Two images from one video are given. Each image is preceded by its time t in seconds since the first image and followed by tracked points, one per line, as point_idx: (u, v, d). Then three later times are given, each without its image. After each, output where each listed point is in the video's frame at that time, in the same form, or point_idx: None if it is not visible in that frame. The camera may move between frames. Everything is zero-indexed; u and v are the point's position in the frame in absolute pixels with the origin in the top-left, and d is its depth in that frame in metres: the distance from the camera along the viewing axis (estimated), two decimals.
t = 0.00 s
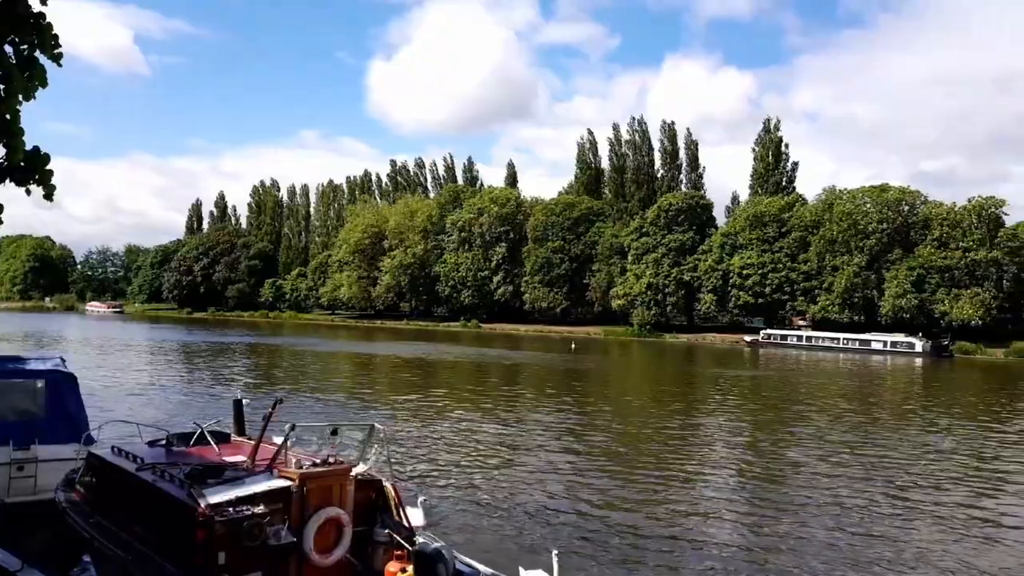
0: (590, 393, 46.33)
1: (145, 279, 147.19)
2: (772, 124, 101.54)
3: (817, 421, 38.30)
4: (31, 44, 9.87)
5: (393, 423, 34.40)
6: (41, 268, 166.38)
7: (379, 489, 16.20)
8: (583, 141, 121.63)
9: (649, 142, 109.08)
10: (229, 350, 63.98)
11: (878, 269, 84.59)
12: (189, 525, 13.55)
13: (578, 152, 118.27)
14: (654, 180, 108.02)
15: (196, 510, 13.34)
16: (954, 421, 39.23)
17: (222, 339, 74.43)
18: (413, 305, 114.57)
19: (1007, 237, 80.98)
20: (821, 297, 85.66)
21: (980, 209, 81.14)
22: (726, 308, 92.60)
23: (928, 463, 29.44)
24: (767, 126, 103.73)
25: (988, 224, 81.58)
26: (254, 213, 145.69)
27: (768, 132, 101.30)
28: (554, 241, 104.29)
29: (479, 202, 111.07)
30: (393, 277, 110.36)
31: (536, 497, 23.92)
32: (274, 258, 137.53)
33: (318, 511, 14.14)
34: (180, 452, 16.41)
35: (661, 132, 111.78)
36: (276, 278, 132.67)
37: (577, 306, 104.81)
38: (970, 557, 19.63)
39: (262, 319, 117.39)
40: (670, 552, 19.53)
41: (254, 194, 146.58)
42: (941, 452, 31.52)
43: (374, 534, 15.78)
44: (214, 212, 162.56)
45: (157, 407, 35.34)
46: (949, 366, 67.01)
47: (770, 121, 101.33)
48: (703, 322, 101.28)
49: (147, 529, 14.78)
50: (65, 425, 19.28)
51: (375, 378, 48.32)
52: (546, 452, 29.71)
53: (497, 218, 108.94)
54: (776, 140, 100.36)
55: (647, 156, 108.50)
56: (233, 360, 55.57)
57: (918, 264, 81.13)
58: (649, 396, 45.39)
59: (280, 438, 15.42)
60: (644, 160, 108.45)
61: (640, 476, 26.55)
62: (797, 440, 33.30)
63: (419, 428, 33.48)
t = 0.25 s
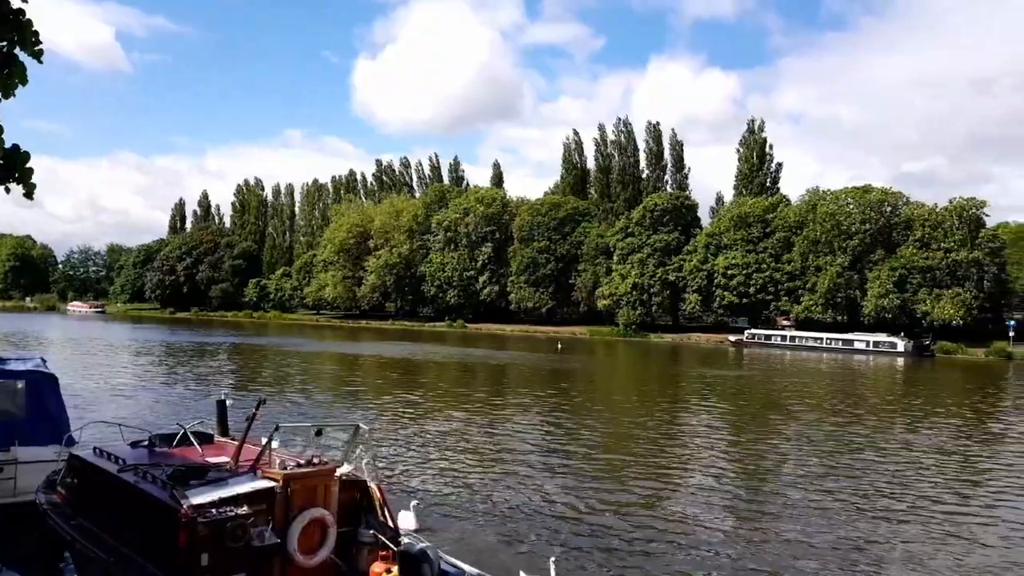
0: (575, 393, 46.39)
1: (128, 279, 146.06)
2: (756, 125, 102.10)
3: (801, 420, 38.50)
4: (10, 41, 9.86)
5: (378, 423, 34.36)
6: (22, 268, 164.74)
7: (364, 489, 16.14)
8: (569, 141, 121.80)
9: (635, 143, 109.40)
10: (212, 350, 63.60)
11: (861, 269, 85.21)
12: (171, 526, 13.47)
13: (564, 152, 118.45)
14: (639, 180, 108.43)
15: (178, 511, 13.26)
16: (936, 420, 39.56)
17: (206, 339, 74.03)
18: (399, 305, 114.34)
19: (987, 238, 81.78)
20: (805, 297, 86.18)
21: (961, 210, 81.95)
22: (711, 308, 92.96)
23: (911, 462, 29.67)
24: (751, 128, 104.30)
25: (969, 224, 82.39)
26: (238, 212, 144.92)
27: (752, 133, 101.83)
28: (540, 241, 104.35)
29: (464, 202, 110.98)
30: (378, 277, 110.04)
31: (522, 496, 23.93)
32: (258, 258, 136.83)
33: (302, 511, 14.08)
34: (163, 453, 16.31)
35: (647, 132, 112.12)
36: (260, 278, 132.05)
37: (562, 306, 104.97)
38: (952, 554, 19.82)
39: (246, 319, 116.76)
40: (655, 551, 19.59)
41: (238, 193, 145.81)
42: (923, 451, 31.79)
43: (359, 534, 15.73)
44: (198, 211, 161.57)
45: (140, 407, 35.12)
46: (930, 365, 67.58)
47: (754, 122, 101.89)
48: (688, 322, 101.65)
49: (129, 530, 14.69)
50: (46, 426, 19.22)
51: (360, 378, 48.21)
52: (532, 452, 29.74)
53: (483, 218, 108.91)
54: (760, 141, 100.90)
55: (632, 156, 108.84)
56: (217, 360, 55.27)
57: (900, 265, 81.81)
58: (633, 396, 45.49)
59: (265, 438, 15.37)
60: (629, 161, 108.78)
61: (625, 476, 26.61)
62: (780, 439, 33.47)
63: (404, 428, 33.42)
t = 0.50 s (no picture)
0: (552, 393, 46.49)
1: (101, 278, 144.19)
2: (733, 127, 102.83)
3: (777, 420, 38.83)
4: None
5: (356, 423, 34.23)
6: None
7: (341, 490, 16.09)
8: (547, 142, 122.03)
9: (613, 144, 109.80)
10: (187, 350, 63.01)
11: (836, 270, 86.11)
12: (145, 529, 13.37)
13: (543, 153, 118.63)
14: (618, 181, 108.94)
15: (153, 512, 13.16)
16: (909, 420, 40.07)
17: (180, 339, 73.36)
18: (377, 305, 113.91)
19: (960, 240, 82.81)
20: (780, 297, 86.89)
21: (934, 212, 83.07)
22: (688, 308, 93.42)
23: (884, 461, 30.04)
24: (728, 129, 105.02)
25: (941, 226, 83.53)
26: (213, 211, 143.62)
27: (729, 135, 102.57)
28: (519, 241, 104.37)
29: (443, 202, 110.74)
30: (356, 277, 109.49)
31: (500, 496, 23.97)
32: (234, 257, 135.68)
33: (278, 513, 13.99)
34: (137, 454, 16.15)
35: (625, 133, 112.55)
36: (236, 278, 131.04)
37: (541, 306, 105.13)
38: (924, 552, 20.11)
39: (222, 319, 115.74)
40: (632, 550, 19.70)
41: (213, 192, 144.54)
42: (896, 451, 32.19)
43: (336, 535, 15.68)
44: (173, 210, 159.91)
45: (114, 408, 34.73)
46: (904, 365, 68.38)
47: (730, 124, 102.62)
48: (665, 322, 102.14)
49: (102, 531, 14.58)
50: (17, 428, 19.03)
51: (337, 379, 48.02)
52: (510, 452, 29.77)
53: (461, 218, 108.75)
54: (737, 143, 101.62)
55: (610, 157, 109.21)
56: (192, 361, 54.73)
57: (874, 265, 82.77)
58: (611, 396, 45.65)
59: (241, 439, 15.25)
60: (608, 162, 109.16)
61: (603, 476, 26.72)
62: (756, 439, 33.74)
63: (381, 428, 33.32)
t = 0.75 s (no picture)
0: (536, 393, 46.51)
1: (80, 278, 142.69)
2: (715, 128, 103.35)
3: (759, 419, 39.04)
4: None
5: (338, 423, 34.09)
6: None
7: (324, 490, 16.04)
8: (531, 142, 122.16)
9: (596, 145, 110.03)
10: (168, 351, 62.47)
11: (817, 270, 86.75)
12: (123, 531, 13.25)
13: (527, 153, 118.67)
14: (601, 182, 109.29)
15: (132, 514, 13.05)
16: (889, 419, 40.42)
17: (161, 340, 72.76)
18: (360, 305, 113.55)
19: (938, 241, 84.00)
20: (762, 297, 87.42)
21: (912, 213, 83.92)
22: (671, 308, 93.76)
23: (865, 460, 30.28)
24: (710, 131, 105.55)
25: (920, 227, 84.44)
26: (194, 210, 142.57)
27: (711, 136, 103.08)
28: (502, 241, 104.35)
29: (427, 202, 110.49)
30: (339, 277, 109.01)
31: (484, 497, 23.95)
32: (215, 257, 134.75)
33: (260, 514, 13.91)
34: (116, 456, 16.00)
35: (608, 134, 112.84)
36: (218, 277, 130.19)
37: (525, 306, 105.25)
38: (905, 551, 20.30)
39: (203, 319, 114.91)
40: (615, 549, 19.76)
41: (195, 191, 143.52)
42: (877, 450, 32.46)
43: (318, 536, 15.62)
44: (153, 209, 158.52)
45: (93, 409, 34.36)
46: (884, 365, 68.97)
47: (713, 125, 103.14)
48: (649, 322, 102.47)
49: (80, 532, 14.45)
50: None
51: (319, 379, 47.78)
52: (494, 452, 29.76)
53: (445, 218, 108.56)
54: (719, 144, 102.14)
55: (594, 157, 109.46)
56: (173, 361, 54.27)
57: (854, 266, 83.45)
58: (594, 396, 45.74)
59: (222, 439, 15.13)
60: (591, 162, 109.39)
61: (587, 475, 26.77)
62: (739, 438, 33.89)
63: (365, 429, 33.19)
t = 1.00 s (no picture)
0: (517, 393, 46.53)
1: (56, 277, 141.06)
2: (695, 129, 103.87)
3: (739, 419, 39.27)
4: None
5: (318, 424, 33.93)
6: None
7: (303, 492, 15.99)
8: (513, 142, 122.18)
9: (577, 145, 110.23)
10: (146, 351, 61.89)
11: (795, 270, 87.41)
12: (100, 533, 13.13)
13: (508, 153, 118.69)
14: (582, 182, 109.59)
15: (109, 517, 12.94)
16: (867, 418, 40.79)
17: (139, 340, 72.10)
18: (340, 305, 113.12)
19: (914, 241, 85.04)
20: (742, 297, 87.99)
21: (889, 214, 84.81)
22: (652, 308, 94.17)
23: (843, 459, 30.55)
24: (691, 131, 106.08)
25: (896, 228, 85.39)
26: (172, 209, 141.37)
27: (691, 137, 103.61)
28: (484, 241, 104.29)
29: (408, 201, 110.17)
30: (319, 276, 108.50)
31: (465, 497, 23.94)
32: (194, 256, 133.70)
33: (239, 515, 13.85)
34: (93, 458, 15.85)
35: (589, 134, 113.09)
36: (197, 277, 129.18)
37: (506, 306, 105.30)
38: (884, 548, 20.51)
39: (182, 319, 114.07)
40: (596, 549, 19.85)
41: (173, 190, 142.33)
42: (855, 448, 32.74)
43: (298, 538, 15.58)
44: (130, 208, 156.97)
45: (69, 411, 33.98)
46: (861, 364, 69.61)
47: (693, 125, 103.66)
48: (629, 322, 102.82)
49: (57, 534, 14.31)
50: None
51: (300, 380, 47.53)
52: (475, 453, 29.75)
53: (426, 218, 108.30)
54: (699, 145, 102.69)
55: (575, 157, 109.65)
56: (151, 362, 53.81)
57: (832, 266, 84.15)
58: (574, 396, 45.82)
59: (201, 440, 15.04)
60: (572, 162, 109.60)
61: (568, 475, 26.82)
62: (719, 438, 34.08)
63: (345, 430, 33.06)
